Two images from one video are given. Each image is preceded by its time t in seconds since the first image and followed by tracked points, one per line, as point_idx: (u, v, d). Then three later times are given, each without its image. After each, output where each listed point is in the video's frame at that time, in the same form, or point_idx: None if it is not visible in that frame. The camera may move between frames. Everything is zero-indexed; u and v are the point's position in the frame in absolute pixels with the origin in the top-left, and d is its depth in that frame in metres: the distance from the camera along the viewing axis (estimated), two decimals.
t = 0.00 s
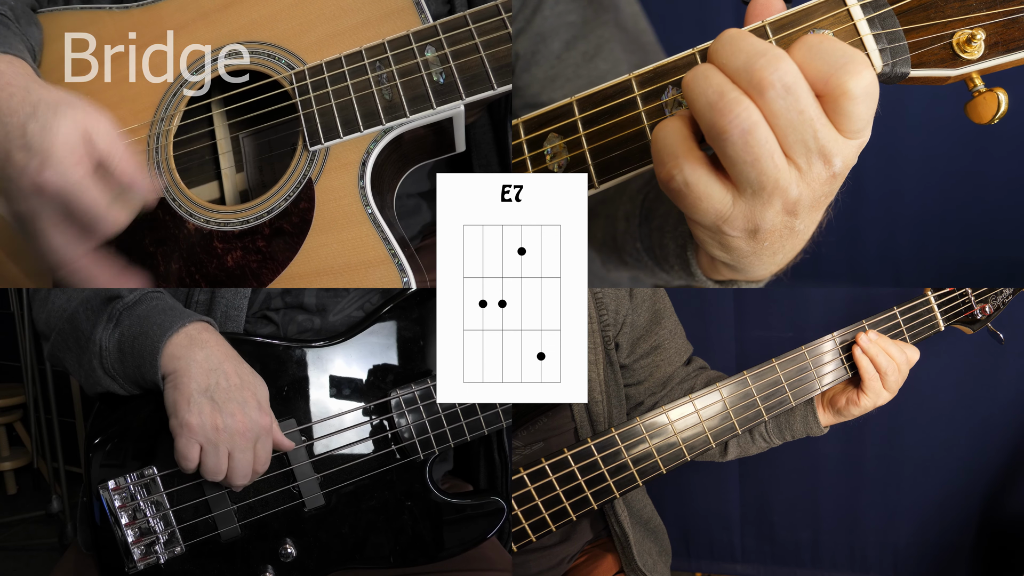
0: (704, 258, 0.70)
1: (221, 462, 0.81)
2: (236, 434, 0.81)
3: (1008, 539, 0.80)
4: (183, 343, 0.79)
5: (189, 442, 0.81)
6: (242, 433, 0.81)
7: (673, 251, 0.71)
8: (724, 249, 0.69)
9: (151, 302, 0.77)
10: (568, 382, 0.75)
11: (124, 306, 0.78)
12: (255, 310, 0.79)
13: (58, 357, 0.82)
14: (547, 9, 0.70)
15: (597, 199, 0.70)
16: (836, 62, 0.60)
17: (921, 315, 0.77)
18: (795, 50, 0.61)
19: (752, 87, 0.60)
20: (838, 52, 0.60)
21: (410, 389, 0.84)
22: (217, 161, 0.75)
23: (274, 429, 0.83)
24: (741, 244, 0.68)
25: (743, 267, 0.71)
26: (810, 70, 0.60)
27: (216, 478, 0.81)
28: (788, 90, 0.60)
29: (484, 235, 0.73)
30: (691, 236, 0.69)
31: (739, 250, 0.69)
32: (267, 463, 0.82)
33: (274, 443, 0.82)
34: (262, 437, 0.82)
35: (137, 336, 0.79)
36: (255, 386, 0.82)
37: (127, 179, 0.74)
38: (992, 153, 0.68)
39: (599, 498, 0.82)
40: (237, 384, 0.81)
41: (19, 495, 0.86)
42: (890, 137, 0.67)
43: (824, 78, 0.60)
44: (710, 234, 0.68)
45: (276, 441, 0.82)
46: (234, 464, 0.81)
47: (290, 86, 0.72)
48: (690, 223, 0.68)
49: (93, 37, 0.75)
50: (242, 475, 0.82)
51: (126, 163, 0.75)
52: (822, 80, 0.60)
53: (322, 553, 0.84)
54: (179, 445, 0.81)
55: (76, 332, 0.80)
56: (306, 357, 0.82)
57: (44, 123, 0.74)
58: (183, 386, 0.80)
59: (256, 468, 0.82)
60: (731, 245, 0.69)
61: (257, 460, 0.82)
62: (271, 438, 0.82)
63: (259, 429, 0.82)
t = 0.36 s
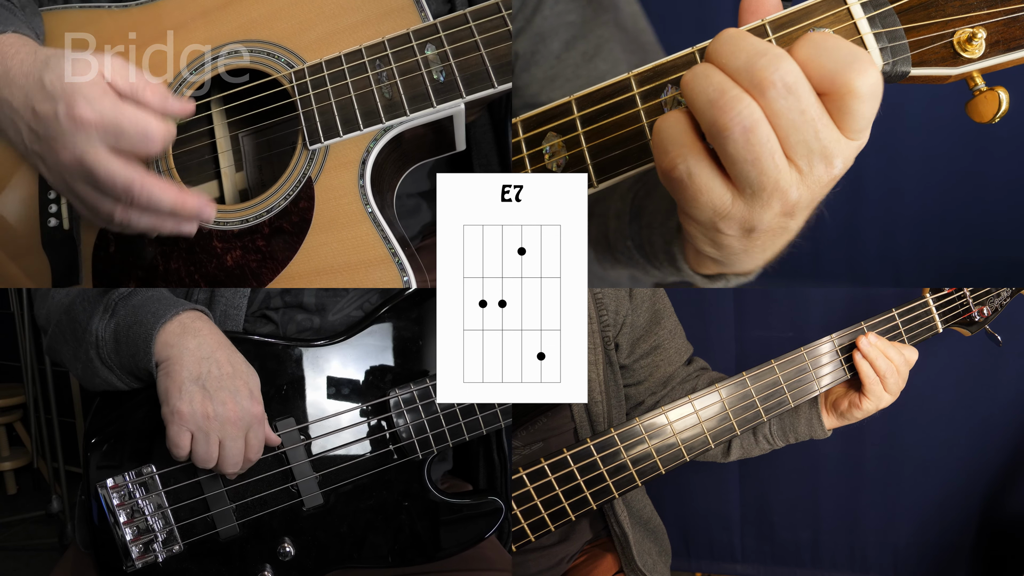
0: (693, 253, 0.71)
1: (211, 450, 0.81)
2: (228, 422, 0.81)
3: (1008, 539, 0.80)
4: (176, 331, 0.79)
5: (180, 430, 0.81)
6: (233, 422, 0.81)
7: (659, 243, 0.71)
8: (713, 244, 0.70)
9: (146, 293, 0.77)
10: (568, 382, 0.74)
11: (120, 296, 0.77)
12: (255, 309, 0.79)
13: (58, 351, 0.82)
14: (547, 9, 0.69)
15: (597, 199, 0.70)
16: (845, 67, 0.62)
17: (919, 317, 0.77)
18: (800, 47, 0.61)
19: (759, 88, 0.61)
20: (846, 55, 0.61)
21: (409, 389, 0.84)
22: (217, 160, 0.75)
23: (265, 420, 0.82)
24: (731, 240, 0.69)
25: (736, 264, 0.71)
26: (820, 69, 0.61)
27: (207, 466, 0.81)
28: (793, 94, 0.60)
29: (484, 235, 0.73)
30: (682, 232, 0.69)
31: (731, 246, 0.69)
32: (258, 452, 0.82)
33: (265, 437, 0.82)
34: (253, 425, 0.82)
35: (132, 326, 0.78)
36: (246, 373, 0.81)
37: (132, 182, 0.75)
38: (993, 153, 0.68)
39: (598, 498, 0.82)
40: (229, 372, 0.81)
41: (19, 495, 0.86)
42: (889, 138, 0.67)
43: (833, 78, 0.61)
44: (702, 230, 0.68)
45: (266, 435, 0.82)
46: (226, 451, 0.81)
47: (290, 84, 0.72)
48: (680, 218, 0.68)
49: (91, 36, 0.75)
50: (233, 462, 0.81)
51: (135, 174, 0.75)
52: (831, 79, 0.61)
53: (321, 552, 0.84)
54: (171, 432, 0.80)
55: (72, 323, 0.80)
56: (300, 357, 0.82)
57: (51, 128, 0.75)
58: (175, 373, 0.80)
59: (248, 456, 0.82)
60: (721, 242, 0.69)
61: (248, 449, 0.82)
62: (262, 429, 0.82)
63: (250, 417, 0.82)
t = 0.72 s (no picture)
0: (650, 229, 0.69)
1: (212, 440, 0.82)
2: (230, 415, 0.81)
3: (1008, 539, 0.80)
4: (182, 325, 0.78)
5: (184, 421, 0.81)
6: (235, 416, 0.81)
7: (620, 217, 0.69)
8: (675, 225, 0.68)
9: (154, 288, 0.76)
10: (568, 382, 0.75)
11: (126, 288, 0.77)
12: (261, 304, 0.78)
13: (58, 336, 0.81)
14: (548, 10, 0.70)
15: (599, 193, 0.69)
16: (868, 109, 0.63)
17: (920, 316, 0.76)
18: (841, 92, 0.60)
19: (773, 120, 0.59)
20: (869, 100, 0.63)
21: (409, 385, 0.84)
22: (217, 157, 0.75)
23: (268, 417, 0.82)
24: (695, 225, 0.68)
25: (736, 260, 0.71)
26: (847, 117, 0.63)
27: (207, 453, 0.82)
28: (810, 130, 0.60)
29: (484, 235, 0.73)
30: (644, 214, 0.68)
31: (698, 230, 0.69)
32: (258, 445, 0.82)
33: (264, 433, 0.82)
34: (256, 420, 0.82)
35: (138, 317, 0.78)
36: (252, 368, 0.81)
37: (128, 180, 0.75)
38: (992, 152, 0.67)
39: (599, 494, 0.82)
40: (234, 366, 0.81)
41: (19, 495, 0.86)
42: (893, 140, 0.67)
43: (853, 126, 0.64)
44: (668, 216, 0.67)
45: (266, 432, 0.82)
46: (225, 442, 0.82)
47: (287, 81, 0.72)
48: (644, 201, 0.67)
49: (89, 34, 0.75)
50: (231, 451, 0.82)
51: (123, 185, 0.75)
52: (853, 127, 0.64)
53: (323, 549, 0.84)
54: (175, 423, 0.81)
55: (75, 311, 0.79)
56: (311, 356, 0.83)
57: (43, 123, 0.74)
58: (180, 365, 0.80)
59: (246, 449, 0.82)
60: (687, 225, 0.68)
61: (248, 442, 0.82)
62: (264, 423, 0.82)
63: (254, 411, 0.82)
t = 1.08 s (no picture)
0: (652, 243, 0.69)
1: (210, 434, 0.80)
2: (230, 409, 0.80)
3: (1008, 540, 0.80)
4: (183, 318, 0.78)
5: (182, 414, 0.80)
6: (235, 408, 0.80)
7: (621, 231, 0.70)
8: (680, 230, 0.68)
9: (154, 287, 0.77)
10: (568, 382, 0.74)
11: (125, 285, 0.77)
12: (262, 304, 0.79)
13: (60, 332, 0.82)
14: (545, 10, 0.69)
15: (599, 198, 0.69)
16: (868, 110, 0.59)
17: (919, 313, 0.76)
18: (834, 91, 0.57)
19: (769, 111, 0.56)
20: (868, 100, 0.58)
21: (410, 387, 0.84)
22: (217, 161, 0.75)
23: (268, 412, 0.82)
24: (700, 231, 0.68)
25: (737, 260, 0.71)
26: (846, 116, 0.59)
27: (205, 447, 0.81)
28: (804, 118, 0.56)
29: (484, 235, 0.72)
30: (649, 219, 0.67)
31: (702, 234, 0.68)
32: (257, 441, 0.82)
33: (264, 431, 0.82)
34: (256, 415, 0.81)
35: (138, 313, 0.78)
36: (252, 363, 0.81)
37: (131, 174, 0.74)
38: (992, 153, 0.68)
39: (599, 495, 0.82)
40: (235, 360, 0.80)
41: (19, 494, 0.86)
42: (893, 139, 0.67)
43: (853, 125, 0.60)
44: (675, 217, 0.66)
45: (265, 428, 0.82)
46: (224, 437, 0.80)
47: (290, 85, 0.72)
48: (648, 204, 0.66)
49: (90, 36, 0.75)
50: (230, 446, 0.81)
51: (133, 163, 0.74)
52: (853, 126, 0.60)
53: (321, 550, 0.84)
54: (172, 415, 0.80)
55: (77, 308, 0.79)
56: (301, 353, 0.83)
57: (49, 120, 0.73)
58: (180, 356, 0.79)
59: (245, 444, 0.81)
60: (691, 229, 0.68)
61: (247, 438, 0.81)
62: (264, 418, 0.82)
63: (254, 406, 0.81)
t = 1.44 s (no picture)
0: (654, 242, 0.69)
1: (213, 442, 0.81)
2: (231, 415, 0.80)
3: (1008, 540, 0.81)
4: (182, 325, 0.78)
5: (182, 421, 0.80)
6: (236, 416, 0.80)
7: (622, 229, 0.70)
8: (681, 229, 0.68)
9: (155, 292, 0.76)
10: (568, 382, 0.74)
11: (126, 290, 0.77)
12: (262, 304, 0.79)
13: (61, 341, 0.82)
14: (547, 12, 0.69)
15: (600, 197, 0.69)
16: (868, 109, 0.59)
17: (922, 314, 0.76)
18: (835, 91, 0.57)
19: (771, 111, 0.56)
20: (869, 99, 0.58)
21: (410, 387, 0.84)
22: (217, 161, 0.75)
23: (270, 416, 0.82)
24: (702, 231, 0.68)
25: (737, 260, 0.71)
26: (847, 117, 0.59)
27: (207, 455, 0.81)
28: (805, 118, 0.56)
29: (484, 235, 0.72)
30: (650, 218, 0.67)
31: (703, 233, 0.68)
32: (260, 448, 0.82)
33: (270, 433, 0.82)
34: (258, 421, 0.81)
35: (138, 320, 0.78)
36: (252, 367, 0.81)
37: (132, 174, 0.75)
38: (992, 152, 0.68)
39: (599, 497, 0.82)
40: (235, 365, 0.80)
41: (19, 494, 0.86)
42: (894, 138, 0.67)
43: (854, 126, 0.59)
44: (676, 216, 0.66)
45: (271, 432, 0.82)
46: (226, 445, 0.81)
47: (290, 85, 0.72)
48: (649, 204, 0.66)
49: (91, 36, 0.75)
50: (232, 456, 0.81)
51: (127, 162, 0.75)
52: (854, 127, 0.59)
53: (321, 551, 0.84)
54: (172, 423, 0.80)
55: (78, 314, 0.79)
56: (304, 354, 0.83)
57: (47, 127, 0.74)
58: (179, 363, 0.79)
59: (249, 453, 0.82)
60: (692, 228, 0.68)
61: (250, 445, 0.82)
62: (267, 424, 0.82)
63: (255, 412, 0.81)
